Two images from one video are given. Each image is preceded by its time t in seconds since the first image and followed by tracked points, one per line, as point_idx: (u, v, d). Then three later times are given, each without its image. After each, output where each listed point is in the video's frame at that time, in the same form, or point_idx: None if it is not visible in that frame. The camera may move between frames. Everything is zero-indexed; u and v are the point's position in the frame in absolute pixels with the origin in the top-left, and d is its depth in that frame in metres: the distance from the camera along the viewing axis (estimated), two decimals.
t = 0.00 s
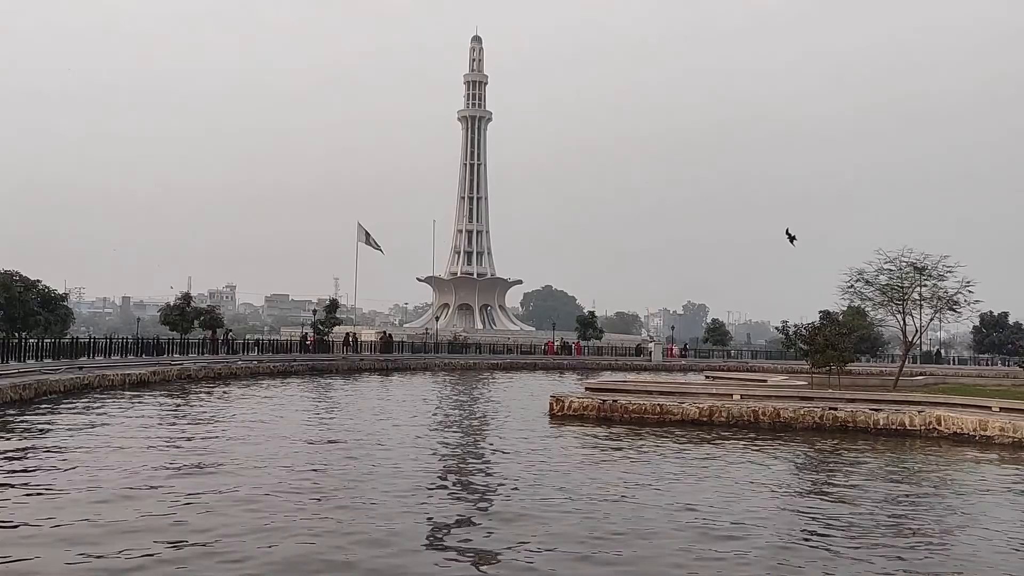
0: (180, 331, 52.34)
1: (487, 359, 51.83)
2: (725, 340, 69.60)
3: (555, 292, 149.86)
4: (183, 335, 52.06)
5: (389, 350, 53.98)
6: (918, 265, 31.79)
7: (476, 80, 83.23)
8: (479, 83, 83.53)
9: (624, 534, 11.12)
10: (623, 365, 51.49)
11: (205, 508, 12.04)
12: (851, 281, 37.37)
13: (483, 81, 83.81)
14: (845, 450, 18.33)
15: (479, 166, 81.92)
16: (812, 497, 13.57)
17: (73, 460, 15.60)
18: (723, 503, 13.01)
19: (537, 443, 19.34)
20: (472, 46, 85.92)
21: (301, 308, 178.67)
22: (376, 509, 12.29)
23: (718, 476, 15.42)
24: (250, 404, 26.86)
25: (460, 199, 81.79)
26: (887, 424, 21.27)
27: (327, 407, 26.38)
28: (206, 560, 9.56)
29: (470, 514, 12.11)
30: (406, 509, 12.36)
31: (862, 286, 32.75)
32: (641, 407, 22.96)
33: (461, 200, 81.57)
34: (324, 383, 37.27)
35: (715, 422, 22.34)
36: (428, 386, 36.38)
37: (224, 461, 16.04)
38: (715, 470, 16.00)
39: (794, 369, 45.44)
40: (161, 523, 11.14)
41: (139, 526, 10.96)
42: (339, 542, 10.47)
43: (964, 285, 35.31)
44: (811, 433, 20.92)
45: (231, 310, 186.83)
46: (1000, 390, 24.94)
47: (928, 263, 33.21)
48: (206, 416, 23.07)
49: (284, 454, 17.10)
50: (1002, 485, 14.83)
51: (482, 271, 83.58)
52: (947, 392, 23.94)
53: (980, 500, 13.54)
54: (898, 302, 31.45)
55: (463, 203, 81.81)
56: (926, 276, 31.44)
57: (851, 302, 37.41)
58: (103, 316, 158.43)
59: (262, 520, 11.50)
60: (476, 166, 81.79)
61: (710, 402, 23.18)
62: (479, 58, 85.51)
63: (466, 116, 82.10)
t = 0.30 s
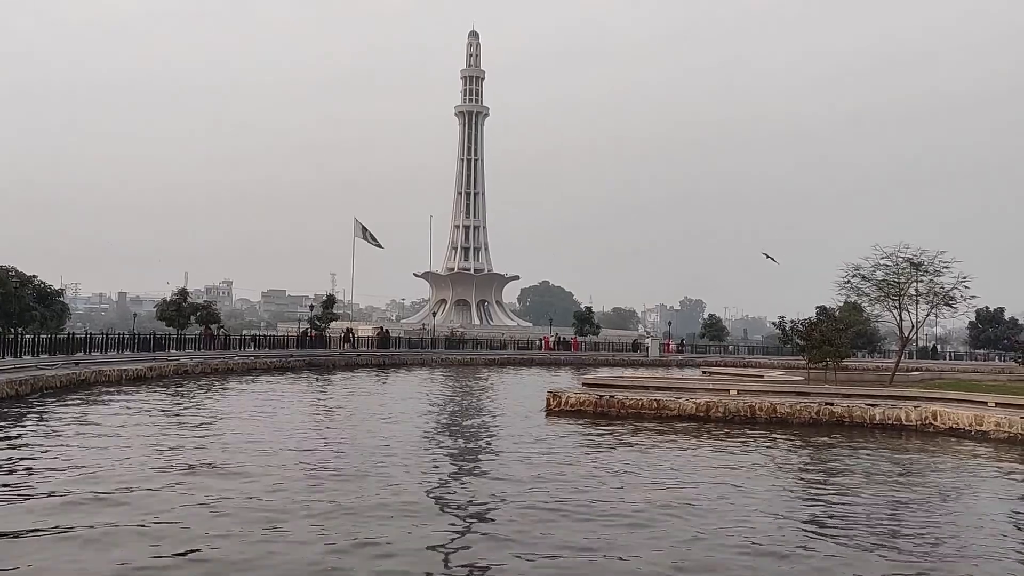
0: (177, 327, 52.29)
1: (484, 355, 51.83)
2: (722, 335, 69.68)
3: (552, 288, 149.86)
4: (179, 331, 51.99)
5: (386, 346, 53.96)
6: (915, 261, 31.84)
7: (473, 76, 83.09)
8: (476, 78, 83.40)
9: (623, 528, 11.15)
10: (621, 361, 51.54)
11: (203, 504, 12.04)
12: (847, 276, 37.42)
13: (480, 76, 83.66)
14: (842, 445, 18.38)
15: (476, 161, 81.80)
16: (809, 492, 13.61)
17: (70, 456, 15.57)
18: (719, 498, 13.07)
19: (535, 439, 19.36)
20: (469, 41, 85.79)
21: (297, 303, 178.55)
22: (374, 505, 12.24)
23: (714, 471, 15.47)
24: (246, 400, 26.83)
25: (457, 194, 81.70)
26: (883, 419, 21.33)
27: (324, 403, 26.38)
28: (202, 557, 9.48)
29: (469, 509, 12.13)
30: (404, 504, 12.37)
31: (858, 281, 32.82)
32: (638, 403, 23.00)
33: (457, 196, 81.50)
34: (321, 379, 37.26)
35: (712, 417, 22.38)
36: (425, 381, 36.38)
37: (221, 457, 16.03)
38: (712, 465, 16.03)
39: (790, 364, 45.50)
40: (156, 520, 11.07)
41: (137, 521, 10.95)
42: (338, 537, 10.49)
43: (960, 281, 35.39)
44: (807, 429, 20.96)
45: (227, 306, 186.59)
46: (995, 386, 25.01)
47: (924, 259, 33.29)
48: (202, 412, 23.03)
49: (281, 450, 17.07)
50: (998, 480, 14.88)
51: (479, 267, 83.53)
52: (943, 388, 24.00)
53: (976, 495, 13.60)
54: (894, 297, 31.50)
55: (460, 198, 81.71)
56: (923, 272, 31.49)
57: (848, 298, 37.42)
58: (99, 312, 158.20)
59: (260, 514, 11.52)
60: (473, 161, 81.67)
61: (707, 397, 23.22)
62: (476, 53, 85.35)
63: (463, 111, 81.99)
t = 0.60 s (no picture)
0: (171, 324, 52.23)
1: (479, 351, 51.82)
2: (717, 331, 69.78)
3: (547, 284, 149.90)
4: (173, 328, 51.87)
5: (380, 342, 53.90)
6: (909, 256, 31.91)
7: (467, 72, 83.01)
8: (470, 74, 83.33)
9: (618, 523, 11.18)
10: (616, 357, 51.60)
11: (198, 501, 12.03)
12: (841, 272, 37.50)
13: (474, 73, 83.60)
14: (836, 440, 18.42)
15: (470, 158, 81.74)
16: (804, 487, 13.65)
17: (64, 454, 15.53)
18: (714, 493, 13.11)
19: (530, 435, 19.36)
20: (463, 37, 85.69)
21: (291, 300, 178.38)
22: (367, 502, 12.23)
23: (709, 466, 15.49)
24: (241, 396, 26.79)
25: (452, 191, 81.64)
26: (877, 414, 21.39)
27: (319, 400, 26.33)
28: (194, 554, 9.43)
29: (464, 505, 12.15)
30: (398, 500, 12.38)
31: (852, 277, 32.90)
32: (633, 399, 23.02)
33: (452, 192, 81.45)
34: (316, 376, 37.22)
35: (706, 413, 22.42)
36: (420, 378, 36.36)
37: (216, 454, 16.01)
38: (707, 461, 16.05)
39: (785, 360, 45.57)
40: (149, 518, 11.02)
41: (133, 518, 10.94)
42: (333, 533, 10.50)
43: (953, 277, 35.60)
44: (801, 424, 21.01)
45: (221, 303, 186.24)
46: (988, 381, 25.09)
47: (918, 255, 33.35)
48: (196, 409, 22.98)
49: (276, 446, 17.07)
50: (990, 475, 14.94)
51: (473, 263, 83.50)
52: (936, 383, 24.06)
53: (969, 490, 13.65)
54: (888, 293, 31.58)
55: (455, 195, 81.64)
56: (917, 268, 31.57)
57: (842, 294, 37.50)
58: (93, 309, 157.85)
59: (255, 511, 11.51)
60: (468, 158, 81.62)
61: (701, 393, 23.25)
62: (471, 50, 85.26)
63: (457, 108, 81.90)
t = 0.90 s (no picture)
0: (164, 323, 52.09)
1: (473, 350, 51.80)
2: (710, 328, 69.94)
3: (540, 283, 149.98)
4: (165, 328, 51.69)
5: (374, 341, 53.83)
6: (901, 253, 32.02)
7: (460, 70, 82.94)
8: (462, 73, 83.26)
9: (613, 521, 11.19)
10: (609, 355, 51.66)
11: (191, 501, 12.00)
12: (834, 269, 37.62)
13: (466, 71, 83.56)
14: (829, 437, 18.48)
15: (463, 156, 81.66)
16: (797, 483, 13.70)
17: (57, 454, 15.47)
18: (708, 490, 13.13)
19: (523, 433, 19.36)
20: (456, 35, 85.61)
21: (284, 300, 178.03)
22: (362, 501, 12.22)
23: (703, 463, 15.52)
24: (234, 396, 26.73)
25: (445, 189, 81.57)
26: (870, 411, 21.46)
27: (312, 399, 26.28)
28: (184, 554, 9.37)
29: (458, 504, 12.15)
30: (392, 499, 12.37)
31: (845, 274, 33.00)
32: (627, 396, 23.04)
33: (445, 191, 81.39)
34: (310, 375, 37.14)
35: (700, 410, 22.47)
36: (414, 376, 36.33)
37: (209, 454, 15.96)
38: (700, 458, 16.08)
39: (778, 358, 45.71)
40: (141, 518, 10.97)
41: (126, 519, 10.90)
42: (328, 532, 10.49)
43: (946, 274, 35.75)
44: (794, 421, 21.08)
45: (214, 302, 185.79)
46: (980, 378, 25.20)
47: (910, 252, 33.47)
48: (189, 409, 22.89)
49: (269, 446, 17.04)
50: (982, 471, 15.01)
51: (467, 262, 83.49)
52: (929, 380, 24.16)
53: (961, 486, 13.72)
54: (880, 290, 31.68)
55: (448, 193, 81.58)
56: (908, 265, 31.69)
57: (835, 291, 37.63)
58: (85, 309, 157.30)
59: (249, 510, 11.49)
60: (461, 156, 81.54)
61: (695, 390, 23.30)
62: (463, 48, 85.22)
63: (450, 106, 81.81)
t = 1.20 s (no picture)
0: (150, 326, 51.82)
1: (462, 351, 51.77)
2: (698, 329, 70.14)
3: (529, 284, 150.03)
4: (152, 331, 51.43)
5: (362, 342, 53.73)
6: (887, 253, 32.20)
7: (448, 71, 82.90)
8: (450, 74, 83.22)
9: (601, 520, 11.21)
10: (598, 355, 51.72)
11: (178, 504, 11.93)
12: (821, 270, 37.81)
13: (455, 72, 83.51)
14: (816, 436, 18.58)
15: (452, 157, 81.60)
16: (785, 482, 13.76)
17: (43, 458, 15.37)
18: (696, 489, 13.18)
19: (512, 434, 19.37)
20: (444, 36, 85.57)
21: (272, 302, 177.47)
22: (350, 503, 12.19)
23: (692, 463, 15.58)
24: (222, 398, 26.60)
25: (433, 190, 81.52)
26: (857, 410, 21.58)
27: (301, 401, 26.21)
28: (170, 558, 9.32)
29: (447, 505, 12.13)
30: (380, 500, 12.34)
31: (832, 274, 33.17)
32: (615, 396, 23.08)
33: (433, 192, 81.32)
34: (298, 377, 37.02)
35: (688, 410, 22.53)
36: (403, 378, 36.25)
37: (196, 456, 15.88)
38: (689, 458, 16.13)
39: (765, 358, 45.89)
40: (127, 521, 10.90)
41: (112, 522, 10.83)
42: (315, 534, 10.47)
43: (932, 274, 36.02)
44: (782, 420, 21.18)
45: (202, 305, 185.00)
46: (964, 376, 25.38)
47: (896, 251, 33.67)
48: (175, 412, 22.77)
49: (256, 449, 16.94)
50: (967, 469, 15.11)
51: (455, 263, 83.46)
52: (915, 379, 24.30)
53: (947, 484, 13.81)
54: (867, 289, 31.84)
55: (436, 194, 81.52)
56: (894, 264, 31.88)
57: (822, 291, 37.80)
58: (71, 312, 156.33)
59: (237, 513, 11.44)
60: (449, 157, 81.48)
61: (683, 390, 23.36)
62: (451, 49, 85.20)
63: (438, 107, 81.76)
